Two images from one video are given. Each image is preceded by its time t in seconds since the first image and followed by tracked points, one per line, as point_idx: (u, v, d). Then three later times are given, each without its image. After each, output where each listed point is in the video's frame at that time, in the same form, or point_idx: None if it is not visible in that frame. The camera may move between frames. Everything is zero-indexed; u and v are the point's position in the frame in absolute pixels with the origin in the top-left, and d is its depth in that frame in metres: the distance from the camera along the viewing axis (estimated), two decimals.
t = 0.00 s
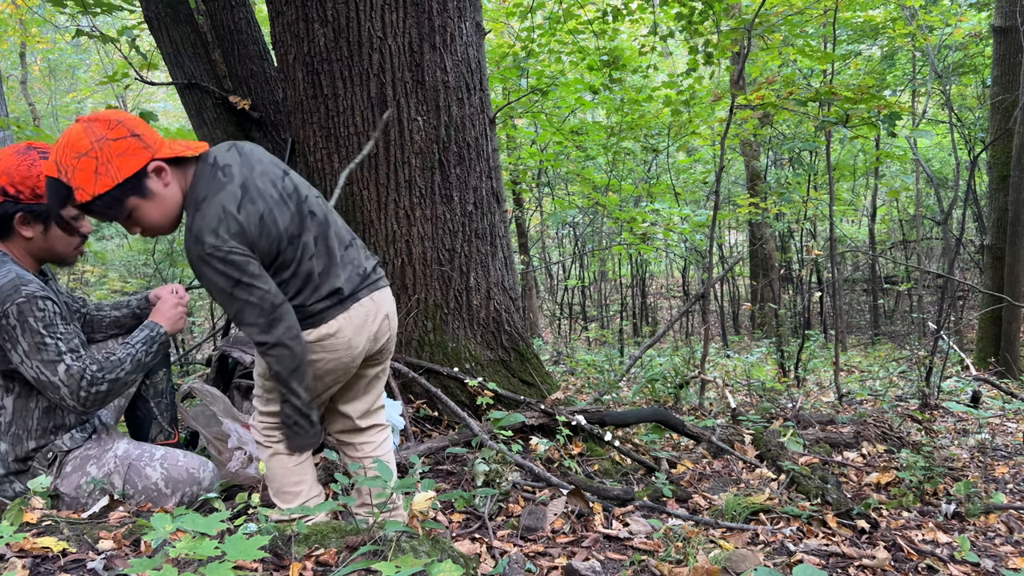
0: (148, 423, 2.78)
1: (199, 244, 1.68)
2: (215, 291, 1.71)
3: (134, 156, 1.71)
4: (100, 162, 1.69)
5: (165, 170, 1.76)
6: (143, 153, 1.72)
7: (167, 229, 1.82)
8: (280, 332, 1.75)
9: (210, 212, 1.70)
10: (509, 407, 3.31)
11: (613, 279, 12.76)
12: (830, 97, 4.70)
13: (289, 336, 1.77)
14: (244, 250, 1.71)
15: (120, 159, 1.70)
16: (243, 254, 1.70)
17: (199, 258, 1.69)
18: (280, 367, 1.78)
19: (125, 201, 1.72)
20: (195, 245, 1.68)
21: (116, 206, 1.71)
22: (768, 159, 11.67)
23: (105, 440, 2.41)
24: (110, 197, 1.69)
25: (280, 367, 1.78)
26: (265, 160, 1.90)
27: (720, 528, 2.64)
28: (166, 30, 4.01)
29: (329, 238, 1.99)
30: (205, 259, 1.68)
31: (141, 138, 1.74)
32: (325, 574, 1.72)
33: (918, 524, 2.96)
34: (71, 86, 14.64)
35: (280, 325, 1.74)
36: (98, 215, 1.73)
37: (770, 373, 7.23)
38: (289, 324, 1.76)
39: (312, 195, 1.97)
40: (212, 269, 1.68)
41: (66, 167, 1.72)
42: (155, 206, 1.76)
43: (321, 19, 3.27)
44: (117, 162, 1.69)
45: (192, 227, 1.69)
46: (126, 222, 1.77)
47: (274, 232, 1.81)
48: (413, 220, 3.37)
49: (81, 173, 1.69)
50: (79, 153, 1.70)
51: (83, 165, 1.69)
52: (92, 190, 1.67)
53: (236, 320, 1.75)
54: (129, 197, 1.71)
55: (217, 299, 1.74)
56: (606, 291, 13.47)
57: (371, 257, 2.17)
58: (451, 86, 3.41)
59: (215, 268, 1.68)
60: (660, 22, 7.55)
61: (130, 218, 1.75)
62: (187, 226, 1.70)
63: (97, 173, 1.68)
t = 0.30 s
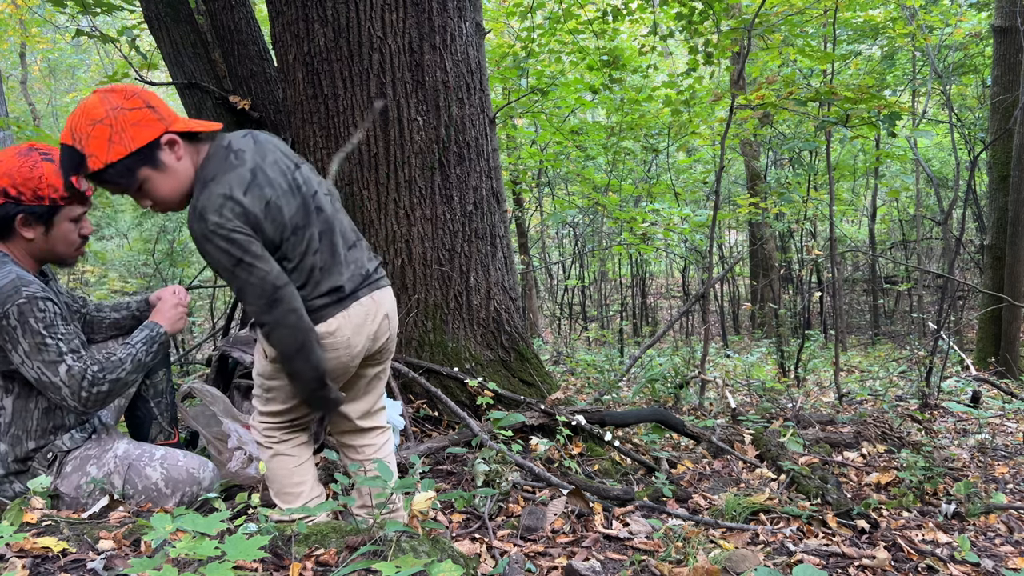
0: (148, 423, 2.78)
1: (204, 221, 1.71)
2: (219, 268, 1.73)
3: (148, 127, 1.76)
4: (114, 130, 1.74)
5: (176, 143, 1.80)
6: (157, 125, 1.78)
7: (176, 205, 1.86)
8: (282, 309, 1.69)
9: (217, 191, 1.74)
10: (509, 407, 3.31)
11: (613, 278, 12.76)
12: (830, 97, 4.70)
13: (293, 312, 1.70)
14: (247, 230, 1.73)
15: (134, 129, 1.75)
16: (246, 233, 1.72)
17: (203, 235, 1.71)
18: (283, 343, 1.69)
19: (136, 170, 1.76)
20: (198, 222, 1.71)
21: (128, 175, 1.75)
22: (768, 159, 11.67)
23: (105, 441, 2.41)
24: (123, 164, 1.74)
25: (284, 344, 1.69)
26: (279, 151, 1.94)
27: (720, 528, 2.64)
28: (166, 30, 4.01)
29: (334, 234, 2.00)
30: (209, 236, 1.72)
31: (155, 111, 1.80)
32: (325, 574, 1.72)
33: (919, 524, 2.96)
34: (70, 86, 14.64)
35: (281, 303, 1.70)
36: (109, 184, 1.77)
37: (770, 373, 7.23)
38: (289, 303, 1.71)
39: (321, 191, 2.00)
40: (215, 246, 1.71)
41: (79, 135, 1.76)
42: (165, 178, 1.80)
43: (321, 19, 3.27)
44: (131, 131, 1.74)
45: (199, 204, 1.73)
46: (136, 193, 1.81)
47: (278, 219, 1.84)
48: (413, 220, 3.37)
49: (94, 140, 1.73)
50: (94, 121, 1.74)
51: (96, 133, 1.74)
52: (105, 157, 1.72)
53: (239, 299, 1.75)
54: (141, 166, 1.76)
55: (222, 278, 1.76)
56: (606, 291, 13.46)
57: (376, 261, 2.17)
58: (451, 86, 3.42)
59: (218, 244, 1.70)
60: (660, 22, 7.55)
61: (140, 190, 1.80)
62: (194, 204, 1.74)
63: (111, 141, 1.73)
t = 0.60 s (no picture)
0: (148, 424, 2.77)
1: (212, 189, 1.73)
2: (225, 236, 1.76)
3: (165, 102, 1.78)
4: (131, 100, 1.74)
5: (190, 121, 1.83)
6: (174, 101, 1.80)
7: (182, 181, 1.87)
8: (285, 276, 1.77)
9: (226, 165, 1.77)
10: (509, 407, 3.31)
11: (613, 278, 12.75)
12: (830, 97, 4.70)
13: (292, 282, 1.79)
14: (256, 203, 1.77)
15: (151, 101, 1.76)
16: (255, 204, 1.76)
17: (211, 203, 1.74)
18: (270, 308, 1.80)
19: (148, 142, 1.77)
20: (207, 189, 1.73)
21: (140, 145, 1.76)
22: (768, 159, 11.67)
23: (105, 441, 2.41)
24: (137, 135, 1.75)
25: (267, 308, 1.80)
26: (285, 145, 1.98)
27: (720, 528, 2.64)
28: (166, 31, 4.01)
29: (336, 225, 2.05)
30: (217, 204, 1.74)
31: (174, 88, 1.82)
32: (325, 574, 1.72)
33: (918, 524, 2.96)
34: (71, 86, 14.64)
35: (287, 272, 1.78)
36: (118, 152, 1.77)
37: (770, 373, 7.23)
38: (295, 274, 1.79)
39: (322, 188, 2.04)
40: (224, 213, 1.73)
41: (92, 100, 1.75)
42: (176, 153, 1.82)
43: (321, 19, 3.27)
44: (148, 103, 1.76)
45: (207, 174, 1.75)
46: (143, 164, 1.81)
47: (284, 203, 1.86)
48: (413, 220, 3.37)
49: (109, 107, 1.73)
50: (111, 88, 1.74)
51: (113, 100, 1.73)
52: (120, 125, 1.73)
53: (244, 267, 1.79)
54: (154, 138, 1.77)
55: (227, 247, 1.78)
56: (606, 291, 13.46)
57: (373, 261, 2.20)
58: (451, 86, 3.42)
59: (228, 211, 1.73)
60: (660, 22, 7.55)
61: (148, 162, 1.81)
62: (201, 174, 1.76)
63: (128, 111, 1.73)
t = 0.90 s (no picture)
0: (147, 424, 2.77)
1: (199, 176, 1.78)
2: (208, 221, 1.80)
3: (155, 92, 1.81)
4: (123, 90, 1.76)
5: (178, 113, 1.87)
6: (161, 92, 1.83)
7: (169, 173, 1.89)
8: (261, 268, 1.82)
9: (212, 154, 1.82)
10: (509, 407, 3.31)
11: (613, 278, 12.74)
12: (830, 97, 4.70)
13: (267, 273, 1.84)
14: (243, 191, 1.81)
15: (141, 91, 1.79)
16: (241, 196, 1.80)
17: (196, 189, 1.78)
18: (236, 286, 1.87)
19: (138, 131, 1.79)
20: (194, 176, 1.77)
21: (129, 135, 1.78)
22: (768, 159, 11.67)
23: (105, 440, 2.41)
24: (128, 124, 1.76)
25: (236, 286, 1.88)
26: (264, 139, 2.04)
27: (720, 528, 2.64)
28: (166, 30, 4.00)
29: (318, 221, 2.12)
30: (202, 192, 1.78)
31: (162, 80, 1.86)
32: (325, 574, 1.72)
33: (918, 524, 2.96)
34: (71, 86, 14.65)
35: (263, 266, 1.83)
36: (106, 142, 1.77)
37: (770, 373, 7.24)
38: (271, 268, 1.84)
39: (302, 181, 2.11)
40: (209, 201, 1.77)
41: (80, 89, 1.75)
42: (163, 144, 1.84)
43: (321, 19, 3.27)
44: (139, 93, 1.78)
45: (195, 160, 1.80)
46: (130, 154, 1.82)
47: (269, 192, 1.92)
48: (413, 220, 3.37)
49: (100, 96, 1.74)
50: (100, 77, 1.75)
51: (103, 89, 1.74)
52: (111, 114, 1.74)
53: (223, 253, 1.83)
54: (144, 128, 1.79)
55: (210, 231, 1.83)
56: (606, 291, 13.46)
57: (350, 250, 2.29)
58: (451, 86, 3.42)
59: (212, 200, 1.77)
60: (660, 22, 7.55)
61: (135, 153, 1.82)
62: (188, 163, 1.80)
63: (118, 100, 1.75)
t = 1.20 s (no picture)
0: (150, 424, 2.82)
1: (218, 190, 1.78)
2: (229, 235, 1.80)
3: (166, 106, 1.82)
4: (134, 100, 1.76)
5: (187, 129, 1.87)
6: (172, 106, 1.84)
7: (175, 187, 1.88)
8: (289, 274, 1.83)
9: (227, 169, 1.83)
10: (509, 407, 3.31)
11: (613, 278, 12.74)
12: (830, 97, 4.70)
13: (294, 280, 1.85)
14: (260, 202, 1.83)
15: (153, 103, 1.79)
16: (260, 206, 1.83)
17: (216, 202, 1.78)
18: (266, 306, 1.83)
19: (146, 142, 1.78)
20: (213, 189, 1.78)
21: (138, 145, 1.77)
22: (768, 159, 11.67)
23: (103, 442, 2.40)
24: (137, 134, 1.76)
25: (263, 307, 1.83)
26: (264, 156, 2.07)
27: (720, 528, 2.64)
28: (166, 30, 3.99)
29: (325, 233, 2.15)
30: (223, 205, 1.79)
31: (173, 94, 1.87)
32: (325, 574, 1.73)
33: (919, 524, 2.96)
34: (71, 86, 14.64)
35: (292, 272, 1.84)
36: (114, 150, 1.76)
37: (770, 373, 7.25)
38: (297, 274, 1.86)
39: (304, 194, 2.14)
40: (232, 212, 1.78)
41: (91, 97, 1.74)
42: (171, 157, 1.83)
43: (321, 19, 3.27)
44: (150, 105, 1.79)
45: (211, 174, 1.81)
46: (136, 165, 1.81)
47: (282, 204, 1.94)
48: (413, 221, 3.37)
49: (111, 104, 1.73)
50: (113, 87, 1.75)
51: (115, 98, 1.74)
52: (121, 124, 1.73)
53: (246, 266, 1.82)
54: (152, 139, 1.79)
55: (231, 246, 1.82)
56: (606, 291, 13.46)
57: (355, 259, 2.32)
58: (451, 86, 3.42)
59: (235, 211, 1.78)
60: (660, 22, 7.55)
61: (141, 164, 1.81)
62: (203, 179, 1.81)
63: (130, 110, 1.75)
